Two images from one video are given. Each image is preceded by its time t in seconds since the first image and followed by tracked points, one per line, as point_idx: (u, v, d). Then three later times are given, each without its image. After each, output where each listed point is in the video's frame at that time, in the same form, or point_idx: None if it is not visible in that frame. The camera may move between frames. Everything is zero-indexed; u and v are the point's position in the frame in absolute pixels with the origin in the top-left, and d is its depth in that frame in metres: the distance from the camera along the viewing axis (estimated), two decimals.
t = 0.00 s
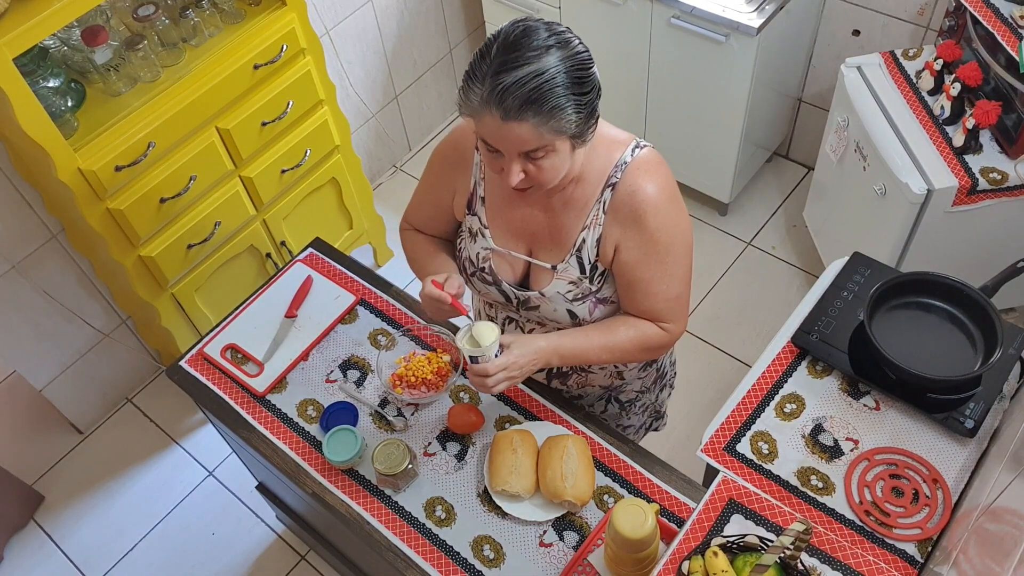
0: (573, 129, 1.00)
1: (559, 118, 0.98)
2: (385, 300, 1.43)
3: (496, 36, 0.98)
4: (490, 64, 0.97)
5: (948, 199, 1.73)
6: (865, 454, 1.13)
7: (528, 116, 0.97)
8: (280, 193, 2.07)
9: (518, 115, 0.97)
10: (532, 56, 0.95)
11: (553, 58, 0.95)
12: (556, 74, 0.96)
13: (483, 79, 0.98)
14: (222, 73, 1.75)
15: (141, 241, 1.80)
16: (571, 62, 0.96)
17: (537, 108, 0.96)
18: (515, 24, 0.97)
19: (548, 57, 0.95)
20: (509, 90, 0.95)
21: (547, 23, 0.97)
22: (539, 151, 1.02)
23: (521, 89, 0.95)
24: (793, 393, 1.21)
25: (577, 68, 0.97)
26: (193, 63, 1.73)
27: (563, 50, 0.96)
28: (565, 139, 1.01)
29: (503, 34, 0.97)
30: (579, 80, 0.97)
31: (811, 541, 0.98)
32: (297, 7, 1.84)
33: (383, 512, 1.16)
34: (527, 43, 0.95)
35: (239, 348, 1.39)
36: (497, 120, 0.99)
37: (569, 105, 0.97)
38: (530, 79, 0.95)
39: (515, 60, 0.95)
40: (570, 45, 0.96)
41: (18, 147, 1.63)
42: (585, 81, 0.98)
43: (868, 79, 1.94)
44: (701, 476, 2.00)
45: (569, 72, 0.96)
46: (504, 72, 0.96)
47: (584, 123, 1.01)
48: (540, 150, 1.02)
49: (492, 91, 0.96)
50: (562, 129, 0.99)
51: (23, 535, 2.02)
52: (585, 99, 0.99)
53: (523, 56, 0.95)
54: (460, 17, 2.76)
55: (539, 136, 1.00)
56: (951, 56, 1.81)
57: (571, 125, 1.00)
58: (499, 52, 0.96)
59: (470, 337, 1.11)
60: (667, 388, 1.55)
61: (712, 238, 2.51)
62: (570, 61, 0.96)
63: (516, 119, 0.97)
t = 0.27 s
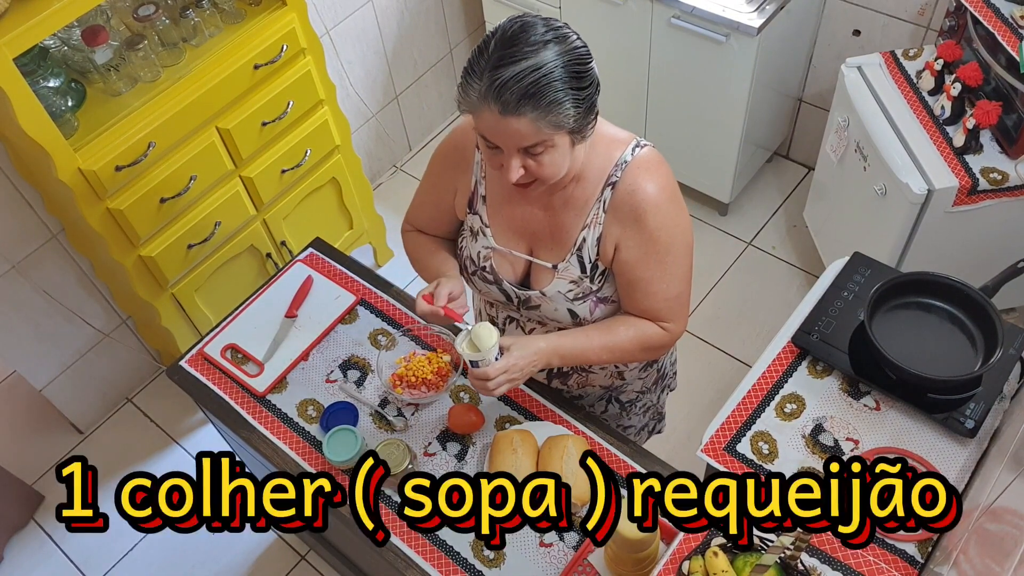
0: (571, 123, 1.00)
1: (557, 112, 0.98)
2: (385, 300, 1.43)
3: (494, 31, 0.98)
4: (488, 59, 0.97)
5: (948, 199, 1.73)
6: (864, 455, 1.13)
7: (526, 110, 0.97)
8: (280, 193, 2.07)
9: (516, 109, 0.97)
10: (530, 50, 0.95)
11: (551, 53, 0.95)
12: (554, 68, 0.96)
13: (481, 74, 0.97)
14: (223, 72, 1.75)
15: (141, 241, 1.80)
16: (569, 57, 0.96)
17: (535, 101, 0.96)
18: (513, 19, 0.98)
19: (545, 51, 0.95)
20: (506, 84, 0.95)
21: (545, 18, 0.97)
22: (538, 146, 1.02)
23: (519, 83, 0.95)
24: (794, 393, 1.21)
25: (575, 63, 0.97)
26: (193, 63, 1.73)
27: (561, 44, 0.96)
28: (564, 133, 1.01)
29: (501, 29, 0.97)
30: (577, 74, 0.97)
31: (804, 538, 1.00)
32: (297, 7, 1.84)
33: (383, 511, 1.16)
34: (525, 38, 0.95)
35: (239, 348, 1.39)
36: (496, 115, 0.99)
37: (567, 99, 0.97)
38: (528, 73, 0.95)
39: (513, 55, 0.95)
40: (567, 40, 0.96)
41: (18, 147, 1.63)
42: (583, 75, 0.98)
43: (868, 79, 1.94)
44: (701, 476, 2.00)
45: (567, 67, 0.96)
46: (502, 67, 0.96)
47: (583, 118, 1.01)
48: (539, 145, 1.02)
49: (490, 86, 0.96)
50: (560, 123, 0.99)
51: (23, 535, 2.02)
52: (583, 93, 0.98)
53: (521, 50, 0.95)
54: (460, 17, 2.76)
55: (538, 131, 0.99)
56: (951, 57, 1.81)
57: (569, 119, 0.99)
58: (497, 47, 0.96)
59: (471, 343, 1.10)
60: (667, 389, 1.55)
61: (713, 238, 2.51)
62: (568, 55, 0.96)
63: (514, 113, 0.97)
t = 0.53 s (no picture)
0: (572, 118, 1.00)
1: (557, 107, 0.98)
2: (386, 300, 1.43)
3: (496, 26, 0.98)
4: (489, 54, 0.97)
5: (948, 199, 1.73)
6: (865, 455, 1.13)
7: (527, 105, 0.97)
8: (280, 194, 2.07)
9: (517, 104, 0.97)
10: (531, 45, 0.95)
11: (553, 48, 0.95)
12: (555, 64, 0.96)
13: (483, 69, 0.97)
14: (223, 72, 1.75)
15: (141, 241, 1.80)
16: (571, 52, 0.96)
17: (536, 96, 0.96)
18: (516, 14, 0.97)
19: (547, 47, 0.95)
20: (508, 78, 0.95)
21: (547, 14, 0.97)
22: (538, 141, 1.02)
23: (520, 77, 0.95)
24: (794, 393, 1.21)
25: (576, 58, 0.96)
26: (193, 63, 1.73)
27: (563, 39, 0.96)
28: (564, 128, 1.01)
29: (503, 24, 0.97)
30: (578, 70, 0.97)
31: (808, 543, 1.00)
32: (297, 7, 1.84)
33: (383, 511, 1.16)
34: (526, 33, 0.95)
35: (239, 348, 1.39)
36: (497, 110, 0.99)
37: (567, 94, 0.97)
38: (529, 68, 0.95)
39: (515, 50, 0.95)
40: (569, 35, 0.96)
41: (18, 147, 1.63)
42: (584, 71, 0.98)
43: (868, 79, 1.94)
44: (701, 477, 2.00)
45: (568, 62, 0.96)
46: (504, 61, 0.95)
47: (583, 113, 1.01)
48: (539, 141, 1.02)
49: (491, 81, 0.96)
50: (560, 118, 0.99)
51: (23, 535, 2.02)
52: (583, 89, 0.98)
53: (522, 45, 0.95)
54: (460, 17, 2.76)
55: (538, 126, 0.99)
56: (951, 57, 1.81)
57: (569, 114, 0.99)
58: (499, 41, 0.96)
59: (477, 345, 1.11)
60: (668, 390, 1.55)
61: (713, 238, 2.52)
62: (569, 50, 0.96)
63: (515, 108, 0.97)
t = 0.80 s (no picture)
0: (585, 83, 0.99)
1: (572, 64, 0.97)
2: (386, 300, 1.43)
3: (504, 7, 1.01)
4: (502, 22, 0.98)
5: (947, 199, 1.73)
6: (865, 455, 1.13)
7: (543, 60, 0.96)
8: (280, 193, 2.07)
9: (532, 60, 0.96)
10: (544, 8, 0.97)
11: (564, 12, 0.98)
12: (568, 24, 0.97)
13: (496, 33, 0.98)
14: (223, 72, 1.75)
15: (140, 241, 1.80)
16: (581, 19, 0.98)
17: (551, 53, 0.96)
18: None
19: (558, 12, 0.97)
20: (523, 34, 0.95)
21: None
22: (554, 106, 0.98)
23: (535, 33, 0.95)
24: (794, 393, 1.21)
25: (586, 26, 0.99)
26: (193, 63, 1.73)
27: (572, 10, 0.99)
28: (577, 94, 1.00)
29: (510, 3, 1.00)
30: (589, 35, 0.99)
31: (807, 543, 1.00)
32: (297, 7, 1.84)
33: (383, 511, 1.16)
34: None
35: (239, 348, 1.39)
36: (513, 69, 0.96)
37: (581, 54, 0.97)
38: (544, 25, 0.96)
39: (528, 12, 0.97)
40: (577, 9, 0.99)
41: (18, 147, 1.63)
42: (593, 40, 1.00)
43: (868, 78, 1.94)
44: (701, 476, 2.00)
45: (580, 25, 0.98)
46: (518, 24, 0.96)
47: (594, 81, 1.00)
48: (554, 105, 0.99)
49: (508, 41, 0.96)
50: (574, 78, 0.98)
51: (23, 535, 2.02)
52: (595, 53, 0.99)
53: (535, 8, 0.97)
54: (460, 18, 2.76)
55: (555, 85, 0.97)
56: (951, 56, 1.81)
57: (583, 76, 0.99)
58: (512, 11, 0.98)
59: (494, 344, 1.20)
60: (668, 391, 1.55)
61: (713, 238, 2.52)
62: (579, 18, 0.98)
63: (533, 63, 0.96)
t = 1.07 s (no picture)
0: (585, 56, 1.01)
1: (572, 33, 0.99)
2: (386, 300, 1.43)
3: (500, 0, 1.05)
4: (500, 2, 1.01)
5: (947, 199, 1.73)
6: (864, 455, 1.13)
7: (543, 26, 0.97)
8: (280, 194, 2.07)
9: (534, 26, 0.97)
10: None
11: None
12: None
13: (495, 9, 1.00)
14: (223, 72, 1.75)
15: (140, 241, 1.80)
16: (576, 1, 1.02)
17: (551, 22, 0.98)
18: None
19: None
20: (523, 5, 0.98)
21: None
22: (558, 74, 0.98)
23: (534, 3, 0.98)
24: (794, 393, 1.21)
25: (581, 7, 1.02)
26: (193, 63, 1.73)
27: None
28: (577, 65, 1.00)
29: None
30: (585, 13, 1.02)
31: (807, 543, 1.00)
32: (297, 7, 1.84)
33: (383, 511, 1.16)
34: None
35: (238, 348, 1.39)
36: (516, 38, 0.98)
37: (579, 27, 1.00)
38: None
39: None
40: None
41: (18, 147, 1.63)
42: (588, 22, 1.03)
43: (868, 78, 1.94)
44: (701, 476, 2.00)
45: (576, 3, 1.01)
46: None
47: (592, 56, 1.02)
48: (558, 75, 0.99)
49: (509, 12, 0.98)
50: (575, 47, 0.99)
51: (23, 535, 2.02)
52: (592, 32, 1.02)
53: None
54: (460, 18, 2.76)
55: (558, 53, 0.98)
56: (951, 56, 1.81)
57: (581, 46, 1.00)
58: None
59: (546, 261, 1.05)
60: (669, 392, 1.54)
61: (713, 238, 2.52)
62: None
63: (536, 29, 0.97)
